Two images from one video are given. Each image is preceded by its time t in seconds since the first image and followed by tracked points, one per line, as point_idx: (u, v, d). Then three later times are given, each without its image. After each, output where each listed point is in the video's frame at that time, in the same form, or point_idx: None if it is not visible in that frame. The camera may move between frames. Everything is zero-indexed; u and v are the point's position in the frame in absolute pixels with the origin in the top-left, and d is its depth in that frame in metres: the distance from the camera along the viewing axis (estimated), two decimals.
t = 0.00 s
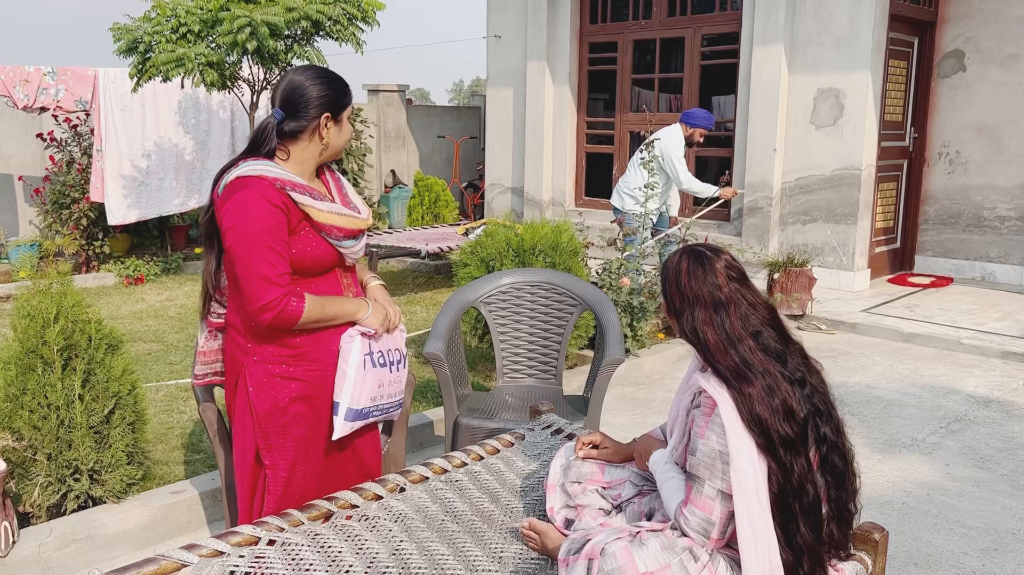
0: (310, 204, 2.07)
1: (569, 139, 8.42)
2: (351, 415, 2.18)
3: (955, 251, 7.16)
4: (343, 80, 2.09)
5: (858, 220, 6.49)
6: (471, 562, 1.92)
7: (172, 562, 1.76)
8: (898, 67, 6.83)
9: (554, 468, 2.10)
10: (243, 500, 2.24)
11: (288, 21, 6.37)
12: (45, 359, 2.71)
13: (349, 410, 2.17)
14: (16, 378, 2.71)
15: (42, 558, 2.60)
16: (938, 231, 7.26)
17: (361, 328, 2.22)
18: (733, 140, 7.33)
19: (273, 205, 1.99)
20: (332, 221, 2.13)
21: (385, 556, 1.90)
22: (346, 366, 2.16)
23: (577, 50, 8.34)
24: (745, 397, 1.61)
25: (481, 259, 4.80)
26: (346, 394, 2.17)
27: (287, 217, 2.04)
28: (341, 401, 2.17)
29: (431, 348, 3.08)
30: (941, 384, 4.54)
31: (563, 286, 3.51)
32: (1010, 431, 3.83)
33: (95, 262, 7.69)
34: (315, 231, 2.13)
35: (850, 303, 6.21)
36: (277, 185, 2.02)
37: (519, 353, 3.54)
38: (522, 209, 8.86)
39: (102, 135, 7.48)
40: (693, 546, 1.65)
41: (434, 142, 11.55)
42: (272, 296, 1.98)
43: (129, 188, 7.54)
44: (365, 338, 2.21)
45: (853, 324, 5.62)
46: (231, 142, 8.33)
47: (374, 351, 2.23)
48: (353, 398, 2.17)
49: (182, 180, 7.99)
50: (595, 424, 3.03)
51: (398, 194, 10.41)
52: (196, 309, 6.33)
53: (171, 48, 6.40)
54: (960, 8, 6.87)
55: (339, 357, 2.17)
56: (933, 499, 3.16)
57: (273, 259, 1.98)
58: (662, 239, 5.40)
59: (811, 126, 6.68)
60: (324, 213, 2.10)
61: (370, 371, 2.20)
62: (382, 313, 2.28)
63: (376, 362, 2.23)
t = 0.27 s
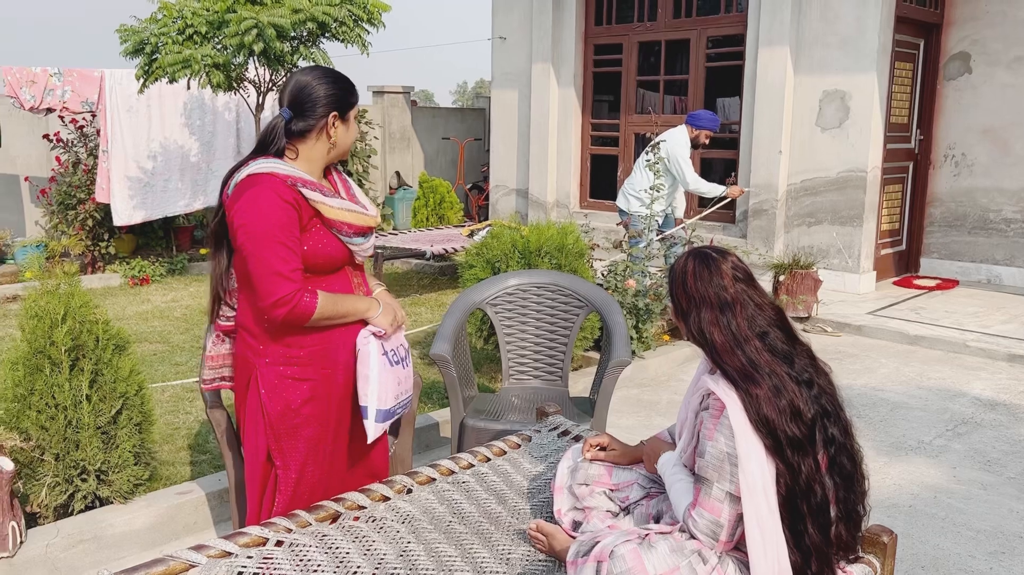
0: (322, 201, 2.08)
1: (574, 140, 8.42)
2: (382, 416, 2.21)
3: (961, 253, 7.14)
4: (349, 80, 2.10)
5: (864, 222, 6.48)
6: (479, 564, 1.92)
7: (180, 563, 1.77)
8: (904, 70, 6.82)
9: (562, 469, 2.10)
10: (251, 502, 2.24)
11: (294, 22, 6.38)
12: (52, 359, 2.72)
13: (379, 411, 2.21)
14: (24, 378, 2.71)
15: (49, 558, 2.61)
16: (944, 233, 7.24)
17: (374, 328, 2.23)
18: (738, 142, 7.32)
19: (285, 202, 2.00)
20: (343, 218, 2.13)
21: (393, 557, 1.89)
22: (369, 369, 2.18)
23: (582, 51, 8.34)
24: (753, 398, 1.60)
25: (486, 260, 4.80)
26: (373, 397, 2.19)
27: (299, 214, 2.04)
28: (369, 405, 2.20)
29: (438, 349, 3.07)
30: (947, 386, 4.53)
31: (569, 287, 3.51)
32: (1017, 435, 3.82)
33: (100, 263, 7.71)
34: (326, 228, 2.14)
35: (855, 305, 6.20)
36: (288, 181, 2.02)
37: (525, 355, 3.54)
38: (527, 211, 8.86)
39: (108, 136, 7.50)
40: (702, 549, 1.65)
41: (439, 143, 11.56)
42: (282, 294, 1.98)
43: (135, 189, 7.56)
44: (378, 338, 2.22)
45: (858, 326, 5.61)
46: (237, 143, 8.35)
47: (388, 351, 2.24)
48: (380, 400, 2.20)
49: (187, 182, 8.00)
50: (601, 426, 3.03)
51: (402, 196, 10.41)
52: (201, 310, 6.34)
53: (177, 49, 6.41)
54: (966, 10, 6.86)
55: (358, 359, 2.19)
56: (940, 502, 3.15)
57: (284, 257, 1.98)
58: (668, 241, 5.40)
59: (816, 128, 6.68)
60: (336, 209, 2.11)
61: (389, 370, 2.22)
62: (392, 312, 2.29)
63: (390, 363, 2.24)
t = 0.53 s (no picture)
0: (331, 200, 2.08)
1: (577, 142, 8.42)
2: (388, 420, 2.21)
3: (965, 256, 7.13)
4: (360, 80, 2.11)
5: (868, 225, 6.47)
6: (484, 565, 1.92)
7: (185, 563, 1.77)
8: (909, 72, 6.82)
9: (567, 471, 2.09)
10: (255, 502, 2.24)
11: (299, 23, 6.39)
12: (58, 359, 2.72)
13: (388, 416, 2.21)
14: (29, 378, 2.72)
15: (54, 558, 2.61)
16: (948, 236, 7.23)
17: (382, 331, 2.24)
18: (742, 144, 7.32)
19: (296, 200, 2.01)
20: (353, 217, 2.14)
21: (398, 558, 1.90)
22: (376, 374, 2.18)
23: (586, 53, 8.35)
24: (759, 400, 1.60)
25: (490, 262, 4.81)
26: (381, 402, 2.19)
27: (309, 213, 2.05)
28: (378, 410, 2.19)
29: (443, 350, 3.08)
30: (952, 389, 4.52)
31: (574, 289, 3.51)
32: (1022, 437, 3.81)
33: (104, 264, 7.72)
34: (336, 226, 2.14)
35: (859, 307, 6.19)
36: (298, 179, 2.03)
37: (529, 356, 3.54)
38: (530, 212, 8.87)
39: (113, 137, 7.51)
40: (707, 551, 1.64)
41: (442, 145, 11.56)
42: (290, 294, 1.98)
43: (139, 190, 7.57)
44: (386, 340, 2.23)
45: (862, 328, 5.60)
46: (241, 144, 8.36)
47: (395, 354, 2.25)
48: (389, 405, 2.20)
49: (191, 183, 8.02)
50: (606, 427, 3.03)
51: (406, 197, 10.41)
52: (206, 310, 6.35)
53: (182, 50, 6.42)
54: (971, 12, 6.85)
55: (368, 363, 2.19)
56: (945, 505, 3.15)
57: (293, 256, 1.99)
58: (672, 243, 5.40)
59: (820, 130, 6.67)
60: (346, 209, 2.11)
61: (397, 374, 2.22)
62: (398, 317, 2.29)
63: (398, 366, 2.25)
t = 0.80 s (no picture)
0: (335, 200, 2.08)
1: (580, 143, 8.43)
2: (387, 423, 2.22)
3: (968, 258, 7.12)
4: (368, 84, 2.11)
5: (871, 227, 6.47)
6: (485, 566, 1.92)
7: (188, 563, 1.77)
8: (912, 73, 6.81)
9: (568, 473, 2.09)
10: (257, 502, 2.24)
11: (302, 24, 6.40)
12: (61, 360, 2.73)
13: (386, 419, 2.21)
14: (32, 378, 2.72)
15: (56, 558, 2.62)
16: (951, 237, 7.22)
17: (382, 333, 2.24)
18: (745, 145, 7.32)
19: (299, 200, 2.01)
20: (356, 217, 2.14)
21: (400, 559, 1.90)
22: (375, 377, 2.18)
23: (589, 54, 8.35)
24: (763, 402, 1.60)
25: (493, 263, 4.81)
26: (380, 404, 2.19)
27: (312, 213, 2.05)
28: (377, 413, 2.19)
29: (445, 351, 3.08)
30: (955, 391, 4.51)
31: (576, 290, 3.51)
32: None
33: (107, 264, 7.73)
34: (339, 226, 2.14)
35: (862, 309, 6.18)
36: (302, 179, 2.03)
37: (531, 357, 3.54)
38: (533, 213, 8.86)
39: (116, 137, 7.52)
40: (710, 553, 1.64)
41: (445, 146, 11.57)
42: (294, 294, 1.99)
43: (142, 191, 7.58)
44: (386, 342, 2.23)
45: (865, 330, 5.60)
46: (244, 145, 8.37)
47: (396, 357, 2.25)
48: (387, 407, 2.20)
49: (194, 184, 8.03)
50: (608, 429, 3.03)
51: (408, 198, 10.42)
52: (208, 311, 6.36)
53: (185, 51, 6.43)
54: (974, 14, 6.84)
55: (367, 365, 2.19)
56: (948, 508, 3.14)
57: (297, 256, 1.99)
58: (675, 245, 5.40)
59: (823, 132, 6.67)
60: (349, 208, 2.11)
61: (397, 377, 2.23)
62: (399, 319, 2.29)
63: (399, 368, 2.25)
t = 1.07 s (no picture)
0: (337, 201, 2.08)
1: (582, 144, 8.43)
2: (391, 424, 2.22)
3: (971, 260, 7.11)
4: (370, 85, 2.11)
5: (873, 228, 6.46)
6: (487, 568, 1.92)
7: (190, 564, 1.77)
8: (915, 75, 6.81)
9: (571, 474, 2.09)
10: (260, 502, 2.25)
11: (305, 25, 6.40)
12: (63, 360, 2.73)
13: (389, 420, 2.21)
14: (34, 379, 2.72)
15: (59, 558, 2.62)
16: (954, 239, 7.22)
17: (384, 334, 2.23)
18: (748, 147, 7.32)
19: (302, 201, 2.01)
20: (358, 218, 2.14)
21: (402, 560, 1.90)
22: (378, 377, 2.18)
23: (591, 55, 8.35)
24: (765, 403, 1.60)
25: (495, 264, 4.81)
26: (382, 404, 2.19)
27: (314, 213, 2.05)
28: (379, 413, 2.20)
29: (447, 352, 3.08)
30: (957, 393, 4.51)
31: (578, 291, 3.51)
32: None
33: (110, 264, 7.75)
34: (341, 228, 2.14)
35: (864, 311, 6.18)
36: (304, 180, 2.03)
37: (533, 359, 3.54)
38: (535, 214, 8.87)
39: (118, 138, 7.53)
40: (712, 554, 1.64)
41: (447, 147, 11.58)
42: (296, 295, 1.99)
43: (145, 191, 7.60)
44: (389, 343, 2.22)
45: (867, 332, 5.59)
46: (246, 146, 8.38)
47: (399, 358, 2.24)
48: (391, 408, 2.20)
49: (197, 184, 8.04)
50: (610, 431, 3.03)
51: (411, 199, 10.43)
52: (210, 311, 6.37)
53: (188, 52, 6.43)
54: (977, 15, 6.84)
55: (370, 366, 2.19)
56: (950, 510, 3.14)
57: (299, 257, 1.99)
58: (677, 246, 5.41)
59: (826, 133, 6.67)
60: (350, 209, 2.11)
61: (399, 378, 2.23)
62: (402, 320, 2.29)
63: (401, 369, 2.24)
